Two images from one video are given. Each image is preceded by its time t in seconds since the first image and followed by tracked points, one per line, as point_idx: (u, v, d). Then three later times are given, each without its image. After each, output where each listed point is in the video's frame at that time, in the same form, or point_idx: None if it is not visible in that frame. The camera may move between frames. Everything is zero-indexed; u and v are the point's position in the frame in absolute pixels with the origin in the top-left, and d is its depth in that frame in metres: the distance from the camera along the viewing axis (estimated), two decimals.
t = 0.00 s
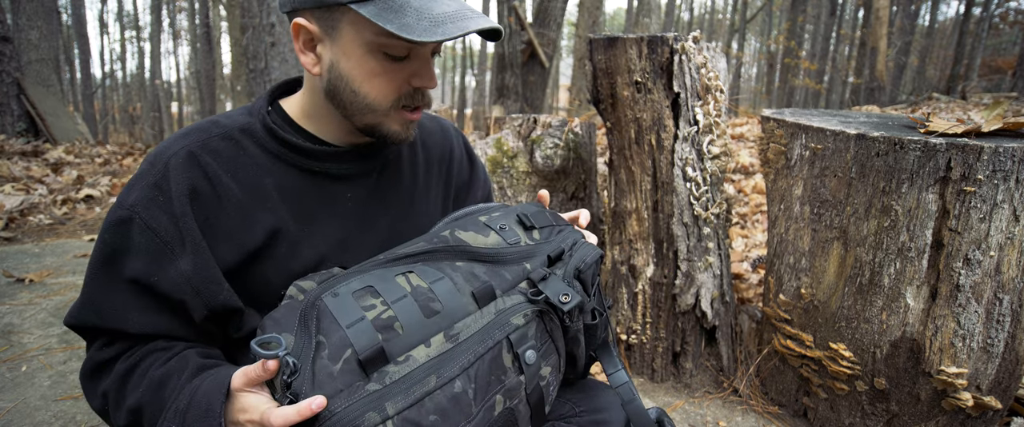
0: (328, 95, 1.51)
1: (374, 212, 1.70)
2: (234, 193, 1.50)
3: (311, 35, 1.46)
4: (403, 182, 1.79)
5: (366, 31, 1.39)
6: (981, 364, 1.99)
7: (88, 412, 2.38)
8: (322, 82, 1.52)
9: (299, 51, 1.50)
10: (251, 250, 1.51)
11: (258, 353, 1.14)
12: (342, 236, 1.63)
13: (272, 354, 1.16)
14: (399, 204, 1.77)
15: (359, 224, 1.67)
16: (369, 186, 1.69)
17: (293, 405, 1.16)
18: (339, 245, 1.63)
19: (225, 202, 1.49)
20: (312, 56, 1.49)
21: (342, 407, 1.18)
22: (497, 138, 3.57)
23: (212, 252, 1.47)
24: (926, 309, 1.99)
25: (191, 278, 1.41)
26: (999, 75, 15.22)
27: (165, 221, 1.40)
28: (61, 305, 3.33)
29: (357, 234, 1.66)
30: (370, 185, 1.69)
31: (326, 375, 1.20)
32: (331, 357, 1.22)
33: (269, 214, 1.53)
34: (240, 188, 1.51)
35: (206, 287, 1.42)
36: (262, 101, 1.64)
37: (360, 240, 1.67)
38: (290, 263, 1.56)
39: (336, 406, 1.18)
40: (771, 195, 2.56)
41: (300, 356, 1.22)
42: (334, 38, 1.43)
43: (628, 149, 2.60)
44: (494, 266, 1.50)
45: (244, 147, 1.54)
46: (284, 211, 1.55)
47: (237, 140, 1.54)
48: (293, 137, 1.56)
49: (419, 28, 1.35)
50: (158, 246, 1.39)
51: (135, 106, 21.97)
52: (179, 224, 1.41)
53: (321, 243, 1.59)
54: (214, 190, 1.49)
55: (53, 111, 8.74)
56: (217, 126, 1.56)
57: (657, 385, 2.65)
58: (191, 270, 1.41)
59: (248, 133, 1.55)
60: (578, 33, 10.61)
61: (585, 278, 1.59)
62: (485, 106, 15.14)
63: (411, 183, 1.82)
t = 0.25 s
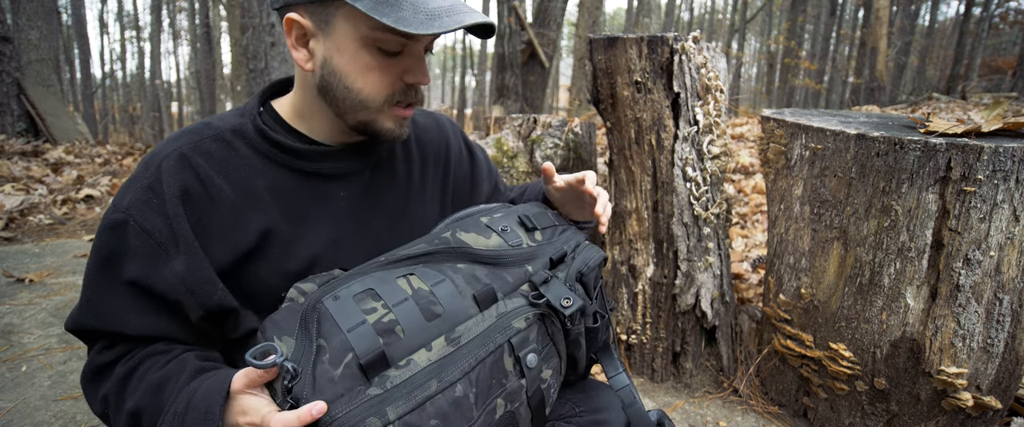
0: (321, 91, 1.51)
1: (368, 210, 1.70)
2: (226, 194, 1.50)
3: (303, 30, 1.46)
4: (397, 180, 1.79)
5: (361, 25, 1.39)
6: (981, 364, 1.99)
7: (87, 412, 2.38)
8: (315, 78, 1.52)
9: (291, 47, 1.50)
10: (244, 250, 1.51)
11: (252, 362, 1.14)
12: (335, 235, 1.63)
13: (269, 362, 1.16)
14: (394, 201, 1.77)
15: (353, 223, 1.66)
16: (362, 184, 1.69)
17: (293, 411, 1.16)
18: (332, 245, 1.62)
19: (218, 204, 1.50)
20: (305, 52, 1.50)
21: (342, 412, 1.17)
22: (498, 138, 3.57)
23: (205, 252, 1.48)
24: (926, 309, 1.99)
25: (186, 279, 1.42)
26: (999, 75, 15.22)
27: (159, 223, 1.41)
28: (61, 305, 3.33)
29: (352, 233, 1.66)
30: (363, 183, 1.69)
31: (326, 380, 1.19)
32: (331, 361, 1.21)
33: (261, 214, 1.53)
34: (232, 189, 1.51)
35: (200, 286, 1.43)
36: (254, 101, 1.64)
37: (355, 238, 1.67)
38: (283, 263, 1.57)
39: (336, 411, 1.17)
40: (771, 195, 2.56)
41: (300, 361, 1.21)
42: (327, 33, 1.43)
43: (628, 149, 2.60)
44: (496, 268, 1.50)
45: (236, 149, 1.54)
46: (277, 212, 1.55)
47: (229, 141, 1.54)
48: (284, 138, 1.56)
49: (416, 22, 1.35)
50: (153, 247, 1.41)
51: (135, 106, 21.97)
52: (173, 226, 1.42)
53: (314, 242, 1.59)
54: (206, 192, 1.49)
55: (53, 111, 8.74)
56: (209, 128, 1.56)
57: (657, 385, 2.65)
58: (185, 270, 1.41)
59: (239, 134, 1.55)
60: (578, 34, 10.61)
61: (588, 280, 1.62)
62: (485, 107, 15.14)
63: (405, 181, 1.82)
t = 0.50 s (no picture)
0: (314, 88, 1.51)
1: (365, 212, 1.71)
2: (221, 200, 1.50)
3: (296, 25, 1.46)
4: (394, 181, 1.79)
5: (358, 19, 1.40)
6: (981, 364, 1.99)
7: (87, 412, 2.38)
8: (307, 75, 1.52)
9: (283, 42, 1.49)
10: (240, 256, 1.51)
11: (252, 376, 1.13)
12: (332, 239, 1.63)
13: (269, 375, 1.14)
14: (391, 203, 1.77)
15: (349, 226, 1.67)
16: (359, 186, 1.69)
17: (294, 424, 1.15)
18: (330, 248, 1.63)
19: (213, 211, 1.49)
20: (297, 47, 1.49)
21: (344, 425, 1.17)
22: (498, 138, 3.57)
23: (201, 259, 1.48)
24: (926, 309, 1.99)
25: (182, 287, 1.41)
26: (999, 75, 15.22)
27: (153, 231, 1.41)
28: (61, 305, 3.33)
29: (349, 236, 1.67)
30: (360, 184, 1.70)
31: (327, 393, 1.19)
32: (333, 372, 1.21)
33: (256, 219, 1.53)
34: (226, 195, 1.51)
35: (197, 294, 1.42)
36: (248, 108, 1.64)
37: (352, 241, 1.67)
38: (280, 267, 1.57)
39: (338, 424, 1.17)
40: (771, 195, 2.56)
41: (300, 373, 1.21)
42: (321, 28, 1.43)
43: (628, 149, 2.60)
44: (499, 274, 1.50)
45: (230, 154, 1.54)
46: (272, 216, 1.56)
47: (221, 147, 1.54)
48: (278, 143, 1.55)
49: (416, 14, 1.35)
50: (148, 256, 1.40)
51: (135, 106, 21.96)
52: (167, 234, 1.42)
53: (311, 246, 1.60)
54: (200, 198, 1.49)
55: (53, 111, 8.74)
56: (201, 134, 1.55)
57: (657, 385, 2.65)
58: (181, 278, 1.41)
59: (232, 140, 1.55)
60: (578, 34, 10.62)
61: (591, 286, 1.62)
62: (485, 107, 15.14)
63: (402, 182, 1.82)
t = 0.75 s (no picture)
0: (313, 89, 1.51)
1: (364, 214, 1.71)
2: (218, 203, 1.50)
3: (296, 25, 1.46)
4: (392, 182, 1.79)
5: (359, 20, 1.39)
6: (981, 364, 1.99)
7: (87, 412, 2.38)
8: (307, 75, 1.52)
9: (283, 43, 1.49)
10: (238, 259, 1.51)
11: (253, 383, 1.16)
12: (331, 241, 1.64)
13: (270, 382, 1.17)
14: (391, 204, 1.78)
15: (348, 228, 1.67)
16: (358, 187, 1.69)
17: None
18: (328, 250, 1.64)
19: (210, 214, 1.49)
20: (296, 48, 1.49)
21: None
22: (497, 138, 3.57)
23: (197, 263, 1.48)
24: (926, 309, 1.99)
25: (179, 292, 1.41)
26: (999, 75, 15.22)
27: (149, 235, 1.41)
28: (61, 305, 3.33)
29: (347, 238, 1.67)
30: (359, 185, 1.70)
31: (328, 398, 1.20)
32: (333, 377, 1.21)
33: (254, 222, 1.53)
34: (223, 197, 1.51)
35: (193, 299, 1.42)
36: (245, 108, 1.64)
37: (351, 243, 1.68)
38: (280, 269, 1.57)
39: None
40: (771, 195, 2.56)
41: (301, 379, 1.22)
42: (322, 29, 1.43)
43: (628, 149, 2.59)
44: (501, 276, 1.50)
45: (226, 156, 1.54)
46: (271, 219, 1.56)
47: (218, 149, 1.54)
48: (275, 145, 1.55)
49: (418, 15, 1.35)
50: (145, 260, 1.40)
51: (135, 107, 21.96)
52: (163, 237, 1.42)
53: (309, 248, 1.60)
54: (198, 201, 1.48)
55: (53, 111, 8.74)
56: (197, 136, 1.55)
57: (657, 385, 2.65)
58: (177, 283, 1.41)
59: (229, 141, 1.55)
60: (578, 34, 10.62)
61: (594, 289, 1.61)
62: (485, 107, 15.13)
63: (401, 184, 1.82)
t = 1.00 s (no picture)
0: (309, 89, 1.51)
1: (365, 215, 1.71)
2: (218, 204, 1.50)
3: (291, 24, 1.46)
4: (392, 183, 1.78)
5: (355, 19, 1.39)
6: (982, 364, 1.99)
7: (87, 412, 2.38)
8: (303, 75, 1.52)
9: (278, 42, 1.49)
10: (238, 261, 1.52)
11: (252, 388, 1.16)
12: (332, 242, 1.64)
13: (271, 387, 1.16)
14: (391, 204, 1.78)
15: (347, 229, 1.67)
16: (357, 188, 1.70)
17: None
18: (329, 251, 1.64)
19: (210, 216, 1.50)
20: (293, 47, 1.49)
21: None
22: (497, 138, 3.57)
23: (198, 264, 1.48)
24: (926, 309, 1.99)
25: (179, 295, 1.41)
26: (999, 75, 15.22)
27: (150, 238, 1.41)
28: (61, 305, 3.33)
29: (348, 239, 1.67)
30: (359, 186, 1.70)
31: (329, 403, 1.20)
32: (335, 382, 1.22)
33: (254, 224, 1.53)
34: (223, 199, 1.51)
35: (194, 302, 1.43)
36: (244, 109, 1.64)
37: (351, 244, 1.68)
38: (281, 271, 1.58)
39: None
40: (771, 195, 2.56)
41: (302, 384, 1.22)
42: (318, 28, 1.43)
43: (628, 149, 2.60)
44: (503, 279, 1.50)
45: (226, 158, 1.54)
46: (271, 220, 1.56)
47: (217, 151, 1.54)
48: (274, 146, 1.55)
49: (415, 12, 1.35)
50: (145, 263, 1.40)
51: (135, 106, 21.96)
52: (164, 240, 1.42)
53: (310, 249, 1.61)
54: (197, 203, 1.49)
55: (53, 111, 8.74)
56: (197, 137, 1.55)
57: (657, 385, 2.66)
58: (178, 286, 1.41)
59: (228, 143, 1.56)
60: (577, 34, 10.62)
61: (596, 292, 1.61)
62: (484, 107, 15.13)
63: (401, 184, 1.82)
